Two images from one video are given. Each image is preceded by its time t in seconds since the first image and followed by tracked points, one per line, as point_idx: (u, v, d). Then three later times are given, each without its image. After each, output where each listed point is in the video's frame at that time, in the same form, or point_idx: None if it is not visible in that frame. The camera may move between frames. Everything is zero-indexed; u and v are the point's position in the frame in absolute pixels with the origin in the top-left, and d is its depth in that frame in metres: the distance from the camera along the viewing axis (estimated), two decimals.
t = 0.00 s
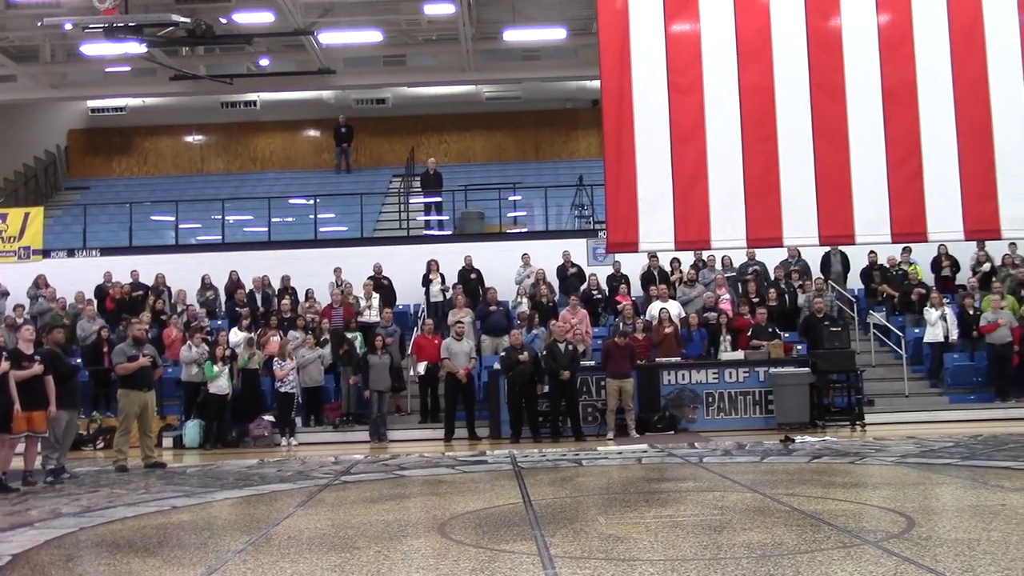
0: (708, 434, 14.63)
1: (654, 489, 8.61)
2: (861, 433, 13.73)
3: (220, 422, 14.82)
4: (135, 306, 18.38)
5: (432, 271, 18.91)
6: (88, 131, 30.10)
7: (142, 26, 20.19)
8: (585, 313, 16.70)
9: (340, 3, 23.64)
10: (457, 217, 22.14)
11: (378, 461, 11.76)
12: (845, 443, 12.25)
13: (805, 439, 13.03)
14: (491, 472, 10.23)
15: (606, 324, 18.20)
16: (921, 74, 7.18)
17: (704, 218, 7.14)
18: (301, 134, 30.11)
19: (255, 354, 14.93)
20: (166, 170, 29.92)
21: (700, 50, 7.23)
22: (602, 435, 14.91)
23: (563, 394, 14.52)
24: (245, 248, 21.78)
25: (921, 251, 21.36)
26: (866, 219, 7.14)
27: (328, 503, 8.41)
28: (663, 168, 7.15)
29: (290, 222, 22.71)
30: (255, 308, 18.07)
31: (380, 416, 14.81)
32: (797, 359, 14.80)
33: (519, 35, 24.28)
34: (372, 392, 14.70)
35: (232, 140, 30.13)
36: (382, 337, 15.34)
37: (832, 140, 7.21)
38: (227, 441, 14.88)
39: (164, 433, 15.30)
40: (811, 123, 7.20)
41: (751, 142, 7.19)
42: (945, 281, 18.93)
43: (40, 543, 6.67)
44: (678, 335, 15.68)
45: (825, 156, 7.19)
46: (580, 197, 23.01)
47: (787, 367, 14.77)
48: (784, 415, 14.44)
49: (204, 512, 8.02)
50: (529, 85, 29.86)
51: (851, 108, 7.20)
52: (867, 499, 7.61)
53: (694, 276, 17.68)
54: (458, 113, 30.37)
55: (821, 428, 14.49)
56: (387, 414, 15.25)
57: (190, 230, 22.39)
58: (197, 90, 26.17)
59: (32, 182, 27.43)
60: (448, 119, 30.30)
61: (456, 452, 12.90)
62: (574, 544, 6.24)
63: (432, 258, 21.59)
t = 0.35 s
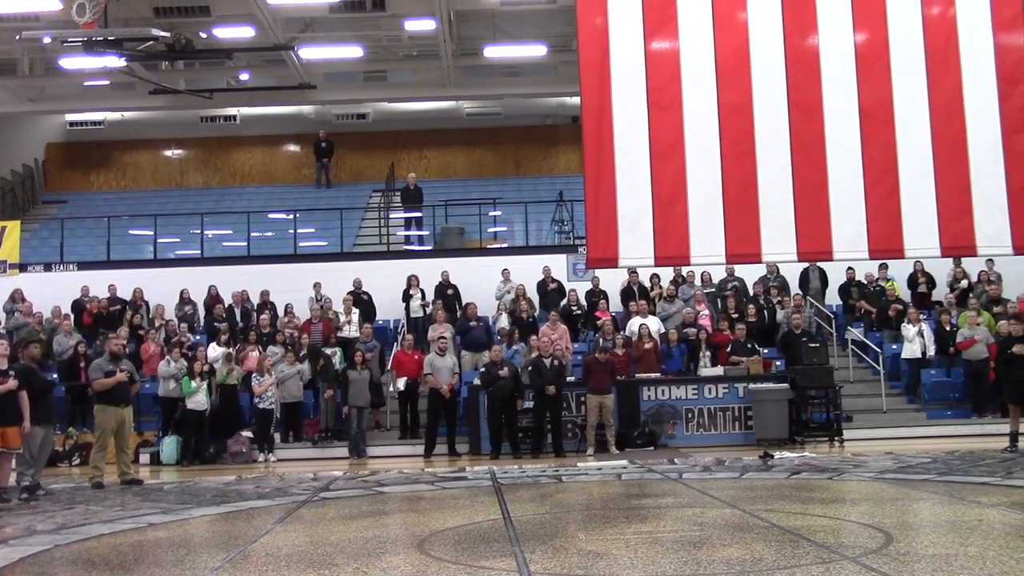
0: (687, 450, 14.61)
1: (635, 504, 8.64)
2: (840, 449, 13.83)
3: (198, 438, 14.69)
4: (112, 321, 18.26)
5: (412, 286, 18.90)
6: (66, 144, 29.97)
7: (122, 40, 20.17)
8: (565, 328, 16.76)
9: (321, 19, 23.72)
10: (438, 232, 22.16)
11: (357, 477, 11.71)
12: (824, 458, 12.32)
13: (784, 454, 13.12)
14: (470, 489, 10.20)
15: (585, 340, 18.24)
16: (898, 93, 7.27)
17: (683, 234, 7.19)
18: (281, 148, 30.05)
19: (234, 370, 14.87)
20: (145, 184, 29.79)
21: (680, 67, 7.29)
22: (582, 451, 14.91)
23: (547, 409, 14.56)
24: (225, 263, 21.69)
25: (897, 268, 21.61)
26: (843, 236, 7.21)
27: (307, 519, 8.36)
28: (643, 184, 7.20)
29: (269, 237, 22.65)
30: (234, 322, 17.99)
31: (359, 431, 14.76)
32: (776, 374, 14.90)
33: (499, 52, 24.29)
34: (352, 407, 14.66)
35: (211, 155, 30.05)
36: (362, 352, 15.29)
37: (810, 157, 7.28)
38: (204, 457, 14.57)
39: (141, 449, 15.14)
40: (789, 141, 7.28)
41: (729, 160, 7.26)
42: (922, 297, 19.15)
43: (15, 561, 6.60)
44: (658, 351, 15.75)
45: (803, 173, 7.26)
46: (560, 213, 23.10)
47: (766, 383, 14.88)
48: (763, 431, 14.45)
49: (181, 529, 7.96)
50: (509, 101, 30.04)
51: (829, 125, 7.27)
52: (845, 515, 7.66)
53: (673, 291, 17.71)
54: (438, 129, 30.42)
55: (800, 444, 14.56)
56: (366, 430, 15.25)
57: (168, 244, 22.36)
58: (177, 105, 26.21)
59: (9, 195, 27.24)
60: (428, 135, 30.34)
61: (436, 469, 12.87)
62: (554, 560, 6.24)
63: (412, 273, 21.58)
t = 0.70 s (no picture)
0: (667, 466, 14.67)
1: (614, 521, 8.66)
2: (818, 465, 13.90)
3: (174, 455, 14.54)
4: (89, 336, 18.14)
5: (392, 303, 18.89)
6: (43, 159, 29.83)
7: (100, 54, 20.09)
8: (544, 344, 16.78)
9: (301, 34, 23.74)
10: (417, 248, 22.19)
11: (335, 494, 11.65)
12: (802, 475, 12.40)
13: (762, 471, 13.16)
14: (449, 505, 10.18)
15: (564, 356, 18.29)
16: (876, 112, 7.30)
17: (662, 253, 7.24)
18: (260, 164, 30.00)
19: (211, 387, 14.81)
20: (123, 200, 29.66)
21: (658, 86, 7.32)
22: (561, 468, 14.92)
23: (528, 427, 14.56)
24: (203, 279, 21.58)
25: (874, 285, 21.83)
26: (821, 253, 7.24)
27: (284, 537, 8.32)
28: (622, 202, 7.25)
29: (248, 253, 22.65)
30: (212, 338, 17.88)
31: (337, 448, 14.64)
32: (755, 392, 14.95)
33: (480, 68, 24.77)
34: (330, 424, 14.57)
35: (190, 170, 29.95)
36: (341, 368, 15.23)
37: (788, 175, 7.30)
38: (181, 474, 14.51)
39: (117, 466, 15.00)
40: (767, 159, 7.30)
41: (708, 178, 7.29)
42: (898, 314, 19.34)
43: None
44: (637, 368, 15.82)
45: (782, 191, 7.28)
46: (540, 230, 23.21)
47: (745, 400, 14.89)
48: (743, 447, 14.46)
49: (157, 546, 7.90)
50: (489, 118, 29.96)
51: (807, 144, 7.30)
52: (823, 531, 7.72)
53: (653, 309, 17.90)
54: (418, 145, 30.46)
55: (778, 460, 14.62)
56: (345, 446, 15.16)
57: (146, 259, 22.32)
58: (156, 119, 26.26)
59: None
60: (408, 151, 30.39)
61: (415, 486, 12.83)
62: None
63: (392, 289, 21.56)
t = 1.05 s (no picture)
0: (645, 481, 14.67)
1: (592, 536, 8.67)
2: (795, 480, 13.95)
3: (150, 470, 14.39)
4: (64, 350, 17.98)
5: (371, 317, 18.84)
6: (19, 172, 29.64)
7: (77, 67, 19.97)
8: (523, 359, 16.78)
9: (281, 48, 23.72)
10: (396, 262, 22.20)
11: (312, 510, 11.59)
12: (779, 490, 12.47)
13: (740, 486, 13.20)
14: (427, 521, 10.15)
15: (543, 371, 18.31)
16: (852, 130, 7.30)
17: (641, 268, 7.20)
18: (238, 178, 29.90)
19: (187, 402, 14.72)
20: (100, 213, 29.51)
21: (636, 102, 7.30)
22: (540, 483, 14.90)
23: (505, 441, 14.56)
24: (180, 293, 21.45)
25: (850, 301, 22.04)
26: (797, 269, 7.21)
27: (260, 553, 8.26)
28: (601, 218, 7.22)
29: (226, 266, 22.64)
30: (188, 353, 17.78)
31: (314, 463, 14.57)
32: (733, 406, 15.02)
33: (459, 83, 24.83)
34: (307, 439, 14.50)
35: (168, 184, 29.81)
36: (318, 383, 15.17)
37: (764, 192, 7.28)
38: (156, 489, 14.43)
39: (91, 481, 14.85)
40: (744, 176, 7.28)
41: (685, 194, 7.26)
42: (874, 329, 19.52)
43: None
44: (615, 383, 15.87)
45: (758, 207, 7.25)
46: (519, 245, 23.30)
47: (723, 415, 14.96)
48: (720, 461, 14.57)
49: (132, 562, 7.83)
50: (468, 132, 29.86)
51: (783, 161, 7.28)
52: (799, 546, 7.76)
53: (631, 324, 18.03)
54: (396, 160, 30.47)
55: (756, 475, 14.65)
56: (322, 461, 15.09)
57: (123, 273, 22.30)
58: (133, 132, 26.17)
59: None
60: (387, 165, 30.39)
61: (392, 501, 12.78)
62: None
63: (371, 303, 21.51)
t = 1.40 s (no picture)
0: (637, 499, 14.67)
1: (585, 555, 8.66)
2: (787, 499, 13.96)
3: (139, 488, 14.29)
4: (53, 367, 17.87)
5: (363, 334, 18.83)
6: (10, 188, 29.60)
7: (70, 84, 19.99)
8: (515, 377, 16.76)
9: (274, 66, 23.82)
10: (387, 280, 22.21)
11: (303, 528, 11.53)
12: (771, 508, 12.46)
13: (732, 504, 13.20)
14: (419, 539, 10.11)
15: (535, 389, 18.27)
16: (842, 149, 7.34)
17: (633, 286, 7.21)
18: (230, 195, 29.87)
19: (178, 419, 14.58)
20: (91, 230, 29.48)
21: (628, 122, 7.33)
22: (531, 501, 14.86)
23: (495, 458, 14.51)
24: (170, 310, 21.37)
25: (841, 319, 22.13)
26: (789, 287, 7.23)
27: (251, 572, 8.22)
28: (593, 236, 7.22)
29: (217, 283, 22.62)
30: (179, 370, 17.70)
31: (305, 481, 14.50)
32: (724, 424, 15.07)
33: (451, 101, 24.66)
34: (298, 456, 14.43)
35: (159, 202, 29.76)
36: (309, 400, 15.12)
37: (756, 210, 7.29)
38: (146, 507, 14.29)
39: (80, 499, 14.74)
40: (736, 195, 7.30)
41: (677, 212, 7.27)
42: (865, 347, 19.59)
43: None
44: (607, 401, 15.86)
45: (750, 226, 7.27)
46: (511, 262, 23.33)
47: (714, 433, 14.96)
48: (711, 480, 14.55)
49: None
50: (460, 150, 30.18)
51: (775, 180, 7.31)
52: (792, 565, 7.76)
53: (623, 342, 18.03)
54: (389, 177, 30.48)
55: (748, 493, 14.66)
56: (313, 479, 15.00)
57: (113, 290, 22.20)
58: (124, 149, 26.18)
59: None
60: (379, 183, 30.41)
61: (384, 519, 12.71)
62: None
63: (364, 320, 21.45)
